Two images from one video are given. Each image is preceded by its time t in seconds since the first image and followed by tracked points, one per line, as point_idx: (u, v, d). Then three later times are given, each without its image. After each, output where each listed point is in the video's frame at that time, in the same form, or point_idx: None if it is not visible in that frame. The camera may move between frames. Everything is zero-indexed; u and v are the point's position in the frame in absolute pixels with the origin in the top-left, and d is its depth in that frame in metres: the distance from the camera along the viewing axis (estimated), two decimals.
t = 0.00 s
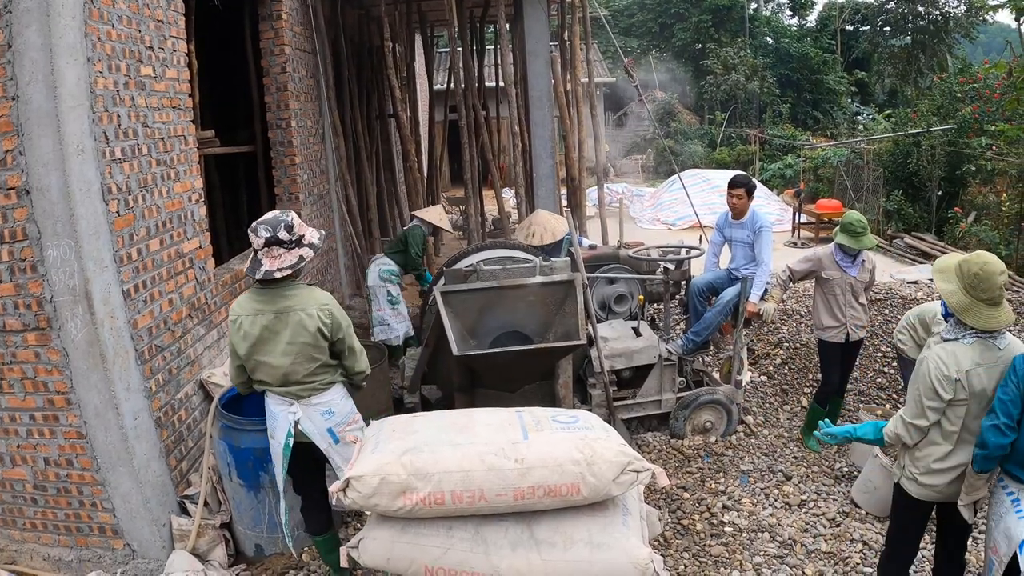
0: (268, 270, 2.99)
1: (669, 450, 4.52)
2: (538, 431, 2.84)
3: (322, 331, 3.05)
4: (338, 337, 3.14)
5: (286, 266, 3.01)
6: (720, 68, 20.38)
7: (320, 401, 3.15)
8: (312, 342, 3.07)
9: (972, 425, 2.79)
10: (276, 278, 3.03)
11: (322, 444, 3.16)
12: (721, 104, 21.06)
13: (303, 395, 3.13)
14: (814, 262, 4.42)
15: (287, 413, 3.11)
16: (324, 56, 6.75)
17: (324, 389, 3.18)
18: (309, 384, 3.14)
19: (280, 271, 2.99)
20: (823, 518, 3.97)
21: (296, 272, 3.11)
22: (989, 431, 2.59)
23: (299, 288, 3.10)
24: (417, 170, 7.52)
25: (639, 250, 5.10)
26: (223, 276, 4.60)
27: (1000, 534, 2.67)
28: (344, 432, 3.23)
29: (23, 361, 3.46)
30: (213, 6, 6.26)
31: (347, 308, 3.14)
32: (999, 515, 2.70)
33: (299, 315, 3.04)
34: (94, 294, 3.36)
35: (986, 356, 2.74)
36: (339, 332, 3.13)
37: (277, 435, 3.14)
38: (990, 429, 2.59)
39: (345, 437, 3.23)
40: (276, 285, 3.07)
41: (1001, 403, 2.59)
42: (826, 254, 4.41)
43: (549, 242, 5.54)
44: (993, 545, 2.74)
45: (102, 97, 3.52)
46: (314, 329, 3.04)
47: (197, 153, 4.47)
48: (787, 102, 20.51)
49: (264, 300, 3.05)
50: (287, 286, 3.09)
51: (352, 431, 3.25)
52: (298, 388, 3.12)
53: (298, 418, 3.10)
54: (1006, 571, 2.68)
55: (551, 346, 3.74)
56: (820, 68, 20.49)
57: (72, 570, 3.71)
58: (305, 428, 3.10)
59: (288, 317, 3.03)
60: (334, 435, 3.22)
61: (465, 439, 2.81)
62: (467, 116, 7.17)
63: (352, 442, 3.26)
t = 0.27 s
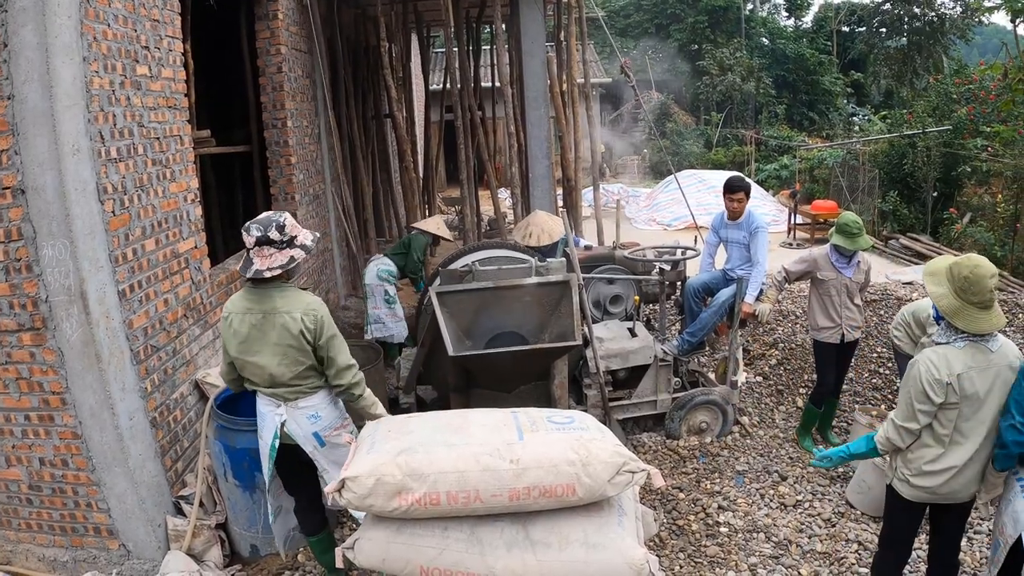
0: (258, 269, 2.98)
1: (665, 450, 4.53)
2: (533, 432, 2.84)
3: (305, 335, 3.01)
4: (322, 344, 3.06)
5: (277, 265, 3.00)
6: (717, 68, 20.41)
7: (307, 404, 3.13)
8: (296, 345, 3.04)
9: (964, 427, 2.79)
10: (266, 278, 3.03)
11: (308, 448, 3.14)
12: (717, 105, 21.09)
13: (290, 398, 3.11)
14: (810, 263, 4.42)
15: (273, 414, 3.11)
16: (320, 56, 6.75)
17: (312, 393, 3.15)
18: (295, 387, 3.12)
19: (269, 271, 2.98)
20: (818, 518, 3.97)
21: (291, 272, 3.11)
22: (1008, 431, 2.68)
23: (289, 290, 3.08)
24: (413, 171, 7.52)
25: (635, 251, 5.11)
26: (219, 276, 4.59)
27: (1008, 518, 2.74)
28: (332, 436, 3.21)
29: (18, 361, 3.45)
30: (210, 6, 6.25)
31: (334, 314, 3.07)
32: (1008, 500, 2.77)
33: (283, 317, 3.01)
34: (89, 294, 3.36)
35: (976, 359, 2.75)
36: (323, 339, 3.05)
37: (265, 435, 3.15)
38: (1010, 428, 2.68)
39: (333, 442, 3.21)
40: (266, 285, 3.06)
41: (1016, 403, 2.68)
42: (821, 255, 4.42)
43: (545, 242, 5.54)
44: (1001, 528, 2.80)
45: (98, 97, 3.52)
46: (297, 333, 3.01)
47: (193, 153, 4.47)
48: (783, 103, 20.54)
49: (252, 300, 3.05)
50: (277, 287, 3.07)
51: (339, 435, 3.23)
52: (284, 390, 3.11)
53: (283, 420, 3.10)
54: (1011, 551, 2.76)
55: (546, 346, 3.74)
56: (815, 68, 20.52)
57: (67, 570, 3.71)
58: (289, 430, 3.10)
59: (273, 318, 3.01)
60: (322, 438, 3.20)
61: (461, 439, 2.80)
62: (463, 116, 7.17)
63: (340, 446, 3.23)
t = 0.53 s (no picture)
0: (253, 268, 2.99)
1: (661, 451, 4.53)
2: (530, 433, 2.83)
3: (289, 338, 2.99)
4: (303, 349, 3.01)
5: (271, 265, 3.00)
6: (714, 70, 20.44)
7: (299, 406, 3.13)
8: (282, 346, 3.03)
9: (955, 431, 2.82)
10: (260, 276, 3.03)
11: (300, 449, 3.13)
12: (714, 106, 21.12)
13: (280, 399, 3.12)
14: (806, 265, 4.42)
15: (267, 414, 3.12)
16: (317, 56, 6.75)
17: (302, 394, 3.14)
18: (285, 389, 3.12)
19: (264, 270, 2.98)
20: (813, 520, 3.98)
21: (287, 273, 3.11)
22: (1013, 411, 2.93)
23: (279, 291, 3.07)
24: (410, 171, 7.52)
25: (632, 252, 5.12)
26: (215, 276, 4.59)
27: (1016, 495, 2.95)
28: (325, 438, 3.20)
29: (14, 361, 3.44)
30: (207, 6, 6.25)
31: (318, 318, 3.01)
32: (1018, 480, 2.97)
33: (270, 319, 3.00)
34: (86, 294, 3.36)
35: (968, 365, 2.76)
36: (304, 343, 3.00)
37: (258, 436, 3.15)
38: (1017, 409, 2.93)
39: (326, 443, 3.20)
40: (258, 285, 3.07)
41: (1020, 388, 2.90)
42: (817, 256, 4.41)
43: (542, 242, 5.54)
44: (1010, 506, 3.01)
45: (95, 96, 3.51)
46: (282, 335, 2.99)
47: (189, 153, 4.46)
48: (780, 105, 20.57)
49: (244, 300, 3.07)
50: (268, 288, 3.07)
51: (333, 437, 3.21)
52: (275, 391, 3.12)
53: (275, 421, 3.10)
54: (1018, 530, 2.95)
55: (542, 348, 3.74)
56: (812, 70, 20.54)
57: (62, 571, 3.70)
58: (282, 431, 3.09)
59: (260, 319, 3.01)
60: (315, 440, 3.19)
61: (457, 441, 2.79)
62: (460, 117, 7.17)
63: (333, 448, 3.22)
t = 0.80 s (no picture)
0: (253, 267, 2.99)
1: (661, 452, 4.53)
2: (531, 433, 2.83)
3: (291, 338, 3.00)
4: (307, 349, 3.03)
5: (272, 265, 3.00)
6: (715, 70, 20.45)
7: (300, 406, 3.14)
8: (284, 346, 3.03)
9: (952, 435, 2.83)
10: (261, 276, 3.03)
11: (301, 449, 3.13)
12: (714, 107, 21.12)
13: (282, 398, 3.12)
14: (807, 266, 4.42)
15: (267, 413, 3.12)
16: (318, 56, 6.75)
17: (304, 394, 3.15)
18: (287, 388, 3.12)
19: (264, 270, 2.98)
20: (814, 521, 3.98)
21: (288, 272, 3.11)
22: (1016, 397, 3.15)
23: (280, 291, 3.07)
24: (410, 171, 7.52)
25: (632, 252, 5.13)
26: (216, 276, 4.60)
27: None
28: (325, 438, 3.21)
29: (15, 360, 3.44)
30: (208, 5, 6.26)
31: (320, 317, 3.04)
32: None
33: (272, 318, 3.01)
34: (87, 294, 3.36)
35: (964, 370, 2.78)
36: (308, 343, 3.03)
37: (259, 436, 3.15)
38: None
39: (327, 443, 3.21)
40: (259, 285, 3.07)
41: None
42: (818, 257, 4.41)
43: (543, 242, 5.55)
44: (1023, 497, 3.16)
45: (97, 96, 3.52)
46: (284, 334, 3.00)
47: (191, 153, 4.47)
48: (781, 106, 20.57)
49: (244, 300, 3.07)
50: (268, 288, 3.07)
51: (333, 437, 3.22)
52: (276, 391, 3.12)
53: (276, 420, 3.10)
54: None
55: (543, 349, 3.75)
56: (813, 71, 20.53)
57: (63, 570, 3.70)
58: (283, 431, 3.09)
59: (262, 319, 3.02)
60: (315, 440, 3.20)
61: (458, 441, 2.79)
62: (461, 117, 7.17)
63: (333, 448, 3.23)
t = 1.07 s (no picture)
0: (255, 267, 2.99)
1: (660, 453, 4.53)
2: (530, 434, 2.83)
3: (298, 336, 3.00)
4: (313, 347, 3.04)
5: (273, 265, 3.00)
6: (715, 72, 20.46)
7: (303, 405, 3.13)
8: (289, 345, 3.03)
9: (944, 438, 2.85)
10: (262, 276, 3.03)
11: (303, 448, 3.13)
12: (715, 108, 21.13)
13: (286, 398, 3.12)
14: (806, 268, 4.42)
15: (270, 413, 3.11)
16: (319, 56, 6.76)
17: (307, 393, 3.15)
18: (291, 387, 3.12)
19: (266, 270, 2.99)
20: (813, 522, 3.98)
21: (288, 273, 3.11)
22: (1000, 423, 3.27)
23: (283, 290, 3.07)
24: (410, 172, 7.53)
25: (632, 254, 5.15)
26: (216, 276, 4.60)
27: None
28: (327, 437, 3.21)
29: (14, 360, 3.44)
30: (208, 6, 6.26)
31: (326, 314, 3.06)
32: None
33: (277, 318, 3.01)
34: (86, 294, 3.36)
35: (955, 371, 2.81)
36: (314, 341, 3.04)
37: (261, 436, 3.14)
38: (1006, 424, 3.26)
39: (328, 442, 3.21)
40: (261, 285, 3.07)
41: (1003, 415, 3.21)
42: (818, 259, 4.41)
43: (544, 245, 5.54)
44: None
45: (97, 95, 3.52)
46: (291, 333, 3.00)
47: (191, 153, 4.47)
48: (781, 107, 20.57)
49: (247, 300, 3.06)
50: (271, 288, 3.07)
51: (335, 436, 3.23)
52: (280, 391, 3.11)
53: (280, 420, 3.09)
54: None
55: (543, 349, 3.75)
56: (813, 73, 20.50)
57: (62, 569, 3.70)
58: (286, 431, 3.09)
59: (266, 319, 3.01)
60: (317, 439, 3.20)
61: (457, 442, 2.79)
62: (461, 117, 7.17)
63: (336, 447, 3.23)
